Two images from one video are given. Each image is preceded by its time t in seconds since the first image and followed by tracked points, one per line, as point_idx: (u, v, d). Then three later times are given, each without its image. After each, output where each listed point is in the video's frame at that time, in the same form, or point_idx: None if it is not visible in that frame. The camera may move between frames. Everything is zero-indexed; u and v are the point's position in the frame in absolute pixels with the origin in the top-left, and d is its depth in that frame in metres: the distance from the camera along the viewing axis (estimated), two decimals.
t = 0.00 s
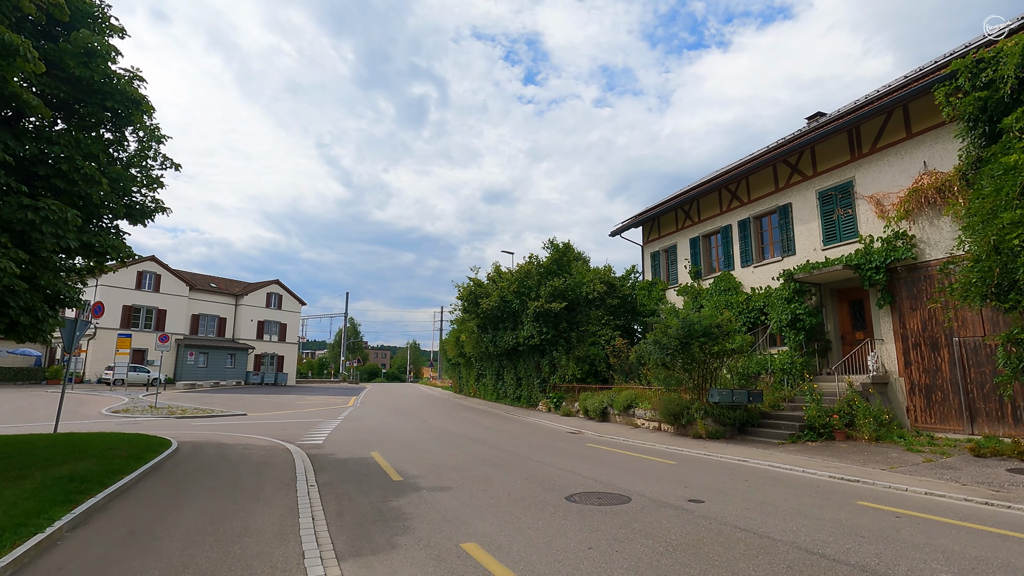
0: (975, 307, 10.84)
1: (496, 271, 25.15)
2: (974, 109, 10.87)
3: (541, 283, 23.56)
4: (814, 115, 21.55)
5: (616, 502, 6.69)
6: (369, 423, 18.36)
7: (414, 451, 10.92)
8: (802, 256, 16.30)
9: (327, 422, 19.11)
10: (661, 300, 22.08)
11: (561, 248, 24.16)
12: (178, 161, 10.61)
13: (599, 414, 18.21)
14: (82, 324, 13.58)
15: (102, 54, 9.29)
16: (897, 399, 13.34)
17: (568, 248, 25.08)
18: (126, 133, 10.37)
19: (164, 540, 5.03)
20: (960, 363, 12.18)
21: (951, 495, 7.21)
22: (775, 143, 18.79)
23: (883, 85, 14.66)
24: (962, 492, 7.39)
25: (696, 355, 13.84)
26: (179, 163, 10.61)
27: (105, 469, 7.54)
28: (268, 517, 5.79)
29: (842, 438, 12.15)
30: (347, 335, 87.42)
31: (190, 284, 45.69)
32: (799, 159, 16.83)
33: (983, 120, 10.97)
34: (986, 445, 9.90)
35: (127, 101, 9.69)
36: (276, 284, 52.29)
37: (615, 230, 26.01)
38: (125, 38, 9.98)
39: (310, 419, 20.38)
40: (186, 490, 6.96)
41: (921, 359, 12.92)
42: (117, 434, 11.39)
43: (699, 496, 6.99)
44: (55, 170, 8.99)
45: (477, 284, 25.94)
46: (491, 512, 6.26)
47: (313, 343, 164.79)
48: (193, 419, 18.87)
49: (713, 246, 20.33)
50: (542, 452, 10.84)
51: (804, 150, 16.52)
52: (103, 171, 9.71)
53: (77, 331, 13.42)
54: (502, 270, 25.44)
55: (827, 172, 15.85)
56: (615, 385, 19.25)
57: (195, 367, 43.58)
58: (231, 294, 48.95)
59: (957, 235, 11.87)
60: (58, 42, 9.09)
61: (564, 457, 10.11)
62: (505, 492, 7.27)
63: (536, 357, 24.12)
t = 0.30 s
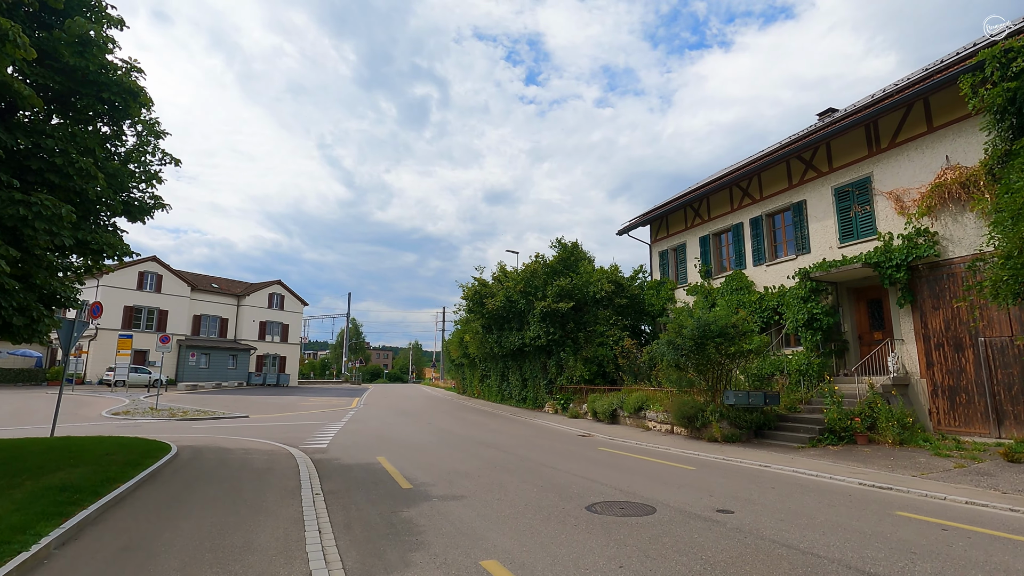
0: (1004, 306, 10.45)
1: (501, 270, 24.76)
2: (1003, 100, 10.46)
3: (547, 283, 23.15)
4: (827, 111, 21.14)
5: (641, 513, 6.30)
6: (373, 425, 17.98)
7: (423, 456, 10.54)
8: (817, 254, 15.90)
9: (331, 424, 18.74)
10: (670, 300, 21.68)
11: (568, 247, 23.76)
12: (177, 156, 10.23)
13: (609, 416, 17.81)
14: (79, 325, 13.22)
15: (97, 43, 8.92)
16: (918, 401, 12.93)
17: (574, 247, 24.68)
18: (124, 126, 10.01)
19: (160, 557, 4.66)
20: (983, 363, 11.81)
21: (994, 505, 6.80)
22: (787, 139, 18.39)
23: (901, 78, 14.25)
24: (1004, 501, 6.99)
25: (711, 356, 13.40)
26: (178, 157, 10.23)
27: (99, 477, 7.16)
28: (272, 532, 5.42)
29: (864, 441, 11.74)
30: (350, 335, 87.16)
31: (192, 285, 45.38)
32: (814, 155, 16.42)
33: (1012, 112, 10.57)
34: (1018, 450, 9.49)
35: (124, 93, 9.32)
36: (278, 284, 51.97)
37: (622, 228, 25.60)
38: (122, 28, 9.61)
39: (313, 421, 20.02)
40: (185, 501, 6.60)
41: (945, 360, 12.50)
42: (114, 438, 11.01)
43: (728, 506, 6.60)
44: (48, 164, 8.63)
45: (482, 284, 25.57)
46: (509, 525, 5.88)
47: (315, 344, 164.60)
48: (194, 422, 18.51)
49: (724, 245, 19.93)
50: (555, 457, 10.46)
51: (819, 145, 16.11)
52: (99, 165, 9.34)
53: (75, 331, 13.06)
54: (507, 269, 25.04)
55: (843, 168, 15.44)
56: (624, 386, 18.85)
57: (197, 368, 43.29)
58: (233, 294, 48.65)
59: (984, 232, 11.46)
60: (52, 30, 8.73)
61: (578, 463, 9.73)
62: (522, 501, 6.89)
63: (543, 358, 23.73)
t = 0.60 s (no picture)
0: None
1: (508, 270, 24.42)
2: None
3: (555, 281, 22.77)
4: (839, 107, 20.78)
5: (670, 521, 5.95)
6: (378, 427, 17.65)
7: (434, 459, 10.20)
8: (834, 251, 15.52)
9: (336, 426, 18.40)
10: (680, 299, 21.31)
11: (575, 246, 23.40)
12: (179, 151, 9.93)
13: (619, 418, 17.44)
14: (80, 324, 12.89)
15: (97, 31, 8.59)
16: (942, 402, 12.54)
17: (581, 245, 24.32)
18: (124, 118, 9.69)
19: (161, 571, 4.33)
20: (1012, 363, 11.39)
21: None
22: (801, 135, 18.03)
23: (922, 70, 13.89)
24: None
25: (728, 356, 13.00)
26: (180, 152, 9.92)
27: (98, 482, 6.82)
28: (281, 543, 5.09)
29: (887, 444, 11.35)
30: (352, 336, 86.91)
31: (194, 285, 45.11)
32: (830, 150, 16.04)
33: None
34: None
35: (123, 82, 9.00)
36: (281, 284, 51.72)
37: (630, 227, 25.21)
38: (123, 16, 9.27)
39: (317, 423, 19.67)
40: (187, 508, 6.27)
41: (970, 360, 12.10)
42: (115, 440, 10.69)
43: (762, 514, 6.24)
44: (44, 155, 8.30)
45: (488, 283, 25.23)
46: (532, 534, 5.52)
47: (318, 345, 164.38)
48: (197, 423, 18.19)
49: (735, 242, 19.58)
50: (570, 460, 10.11)
51: (835, 140, 15.75)
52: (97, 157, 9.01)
53: (75, 330, 12.75)
54: (513, 268, 24.68)
55: (860, 163, 15.07)
56: (635, 387, 18.50)
57: (199, 369, 43.02)
58: (235, 295, 48.40)
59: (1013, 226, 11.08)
60: (49, 16, 8.40)
61: (595, 467, 9.38)
62: (543, 508, 6.53)
63: (550, 358, 23.37)
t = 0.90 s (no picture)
0: None
1: (515, 268, 24.08)
2: None
3: (563, 280, 22.42)
4: (853, 102, 20.39)
5: (702, 530, 5.62)
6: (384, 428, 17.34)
7: (445, 462, 9.87)
8: (851, 249, 15.16)
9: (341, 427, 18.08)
10: (690, 298, 20.96)
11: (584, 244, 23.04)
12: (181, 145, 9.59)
13: (630, 419, 17.08)
14: (80, 324, 12.60)
15: (96, 18, 8.26)
16: (966, 403, 12.16)
17: (589, 243, 23.97)
18: (124, 111, 9.36)
19: None
20: None
21: None
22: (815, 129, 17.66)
23: (944, 62, 13.52)
24: None
25: (746, 355, 12.63)
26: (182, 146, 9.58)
27: (96, 488, 6.49)
28: (292, 556, 4.76)
29: (912, 446, 11.02)
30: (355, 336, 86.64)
31: (197, 284, 44.87)
32: (847, 145, 15.67)
33: None
34: None
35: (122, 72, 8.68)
36: (284, 283, 51.47)
37: (638, 225, 24.84)
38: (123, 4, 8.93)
39: (322, 424, 19.35)
40: (190, 516, 5.94)
41: (997, 359, 11.70)
42: (116, 442, 10.38)
43: (798, 523, 5.90)
44: (43, 148, 7.98)
45: (494, 282, 24.89)
46: (558, 545, 5.19)
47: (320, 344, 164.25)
48: (200, 424, 17.88)
49: (747, 240, 19.22)
50: (586, 464, 9.77)
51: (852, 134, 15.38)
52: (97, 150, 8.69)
53: (75, 330, 12.45)
54: (520, 267, 24.33)
55: (879, 157, 14.71)
56: (645, 387, 18.15)
57: (202, 369, 42.77)
58: (238, 295, 48.14)
59: None
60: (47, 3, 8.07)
61: (613, 471, 9.04)
62: (565, 516, 6.20)
63: (558, 358, 23.03)
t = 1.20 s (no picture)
0: None
1: (519, 266, 23.71)
2: None
3: (569, 278, 22.04)
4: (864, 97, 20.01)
5: (734, 540, 5.27)
6: (387, 428, 16.99)
7: (452, 464, 9.52)
8: (866, 245, 14.79)
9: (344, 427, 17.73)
10: (698, 296, 20.59)
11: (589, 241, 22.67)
12: (179, 134, 9.20)
13: (639, 419, 16.72)
14: (77, 321, 12.27)
15: None
16: (988, 403, 11.77)
17: (595, 241, 23.58)
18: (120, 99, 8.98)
19: None
20: None
21: None
22: (828, 124, 17.27)
23: (965, 53, 13.15)
24: None
25: (762, 354, 12.26)
26: (180, 136, 9.19)
27: (88, 494, 6.12)
28: (296, 570, 4.40)
29: (935, 449, 10.67)
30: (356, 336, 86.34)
31: (197, 283, 44.53)
32: (863, 139, 15.28)
33: None
34: None
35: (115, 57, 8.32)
36: (285, 282, 51.12)
37: (645, 222, 24.44)
38: None
39: (324, 424, 18.99)
40: (188, 525, 5.58)
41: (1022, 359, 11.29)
42: (112, 444, 10.02)
43: (836, 533, 5.56)
44: (34, 135, 7.59)
45: (498, 280, 24.52)
46: (583, 556, 4.83)
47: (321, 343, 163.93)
48: (200, 424, 17.53)
49: (758, 237, 18.86)
50: (600, 467, 9.42)
51: (868, 128, 14.99)
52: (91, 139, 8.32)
53: (70, 327, 12.07)
54: (525, 264, 23.94)
55: (896, 151, 14.33)
56: (654, 387, 17.80)
57: (202, 368, 42.43)
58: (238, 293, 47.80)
59: None
60: None
61: (629, 474, 8.68)
62: (586, 524, 5.85)
63: (563, 357, 22.66)
